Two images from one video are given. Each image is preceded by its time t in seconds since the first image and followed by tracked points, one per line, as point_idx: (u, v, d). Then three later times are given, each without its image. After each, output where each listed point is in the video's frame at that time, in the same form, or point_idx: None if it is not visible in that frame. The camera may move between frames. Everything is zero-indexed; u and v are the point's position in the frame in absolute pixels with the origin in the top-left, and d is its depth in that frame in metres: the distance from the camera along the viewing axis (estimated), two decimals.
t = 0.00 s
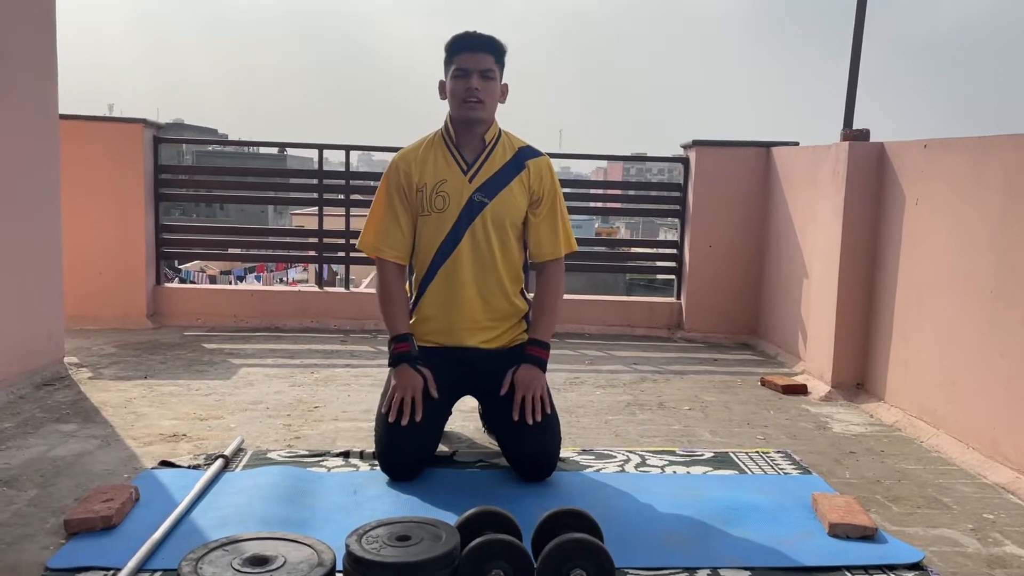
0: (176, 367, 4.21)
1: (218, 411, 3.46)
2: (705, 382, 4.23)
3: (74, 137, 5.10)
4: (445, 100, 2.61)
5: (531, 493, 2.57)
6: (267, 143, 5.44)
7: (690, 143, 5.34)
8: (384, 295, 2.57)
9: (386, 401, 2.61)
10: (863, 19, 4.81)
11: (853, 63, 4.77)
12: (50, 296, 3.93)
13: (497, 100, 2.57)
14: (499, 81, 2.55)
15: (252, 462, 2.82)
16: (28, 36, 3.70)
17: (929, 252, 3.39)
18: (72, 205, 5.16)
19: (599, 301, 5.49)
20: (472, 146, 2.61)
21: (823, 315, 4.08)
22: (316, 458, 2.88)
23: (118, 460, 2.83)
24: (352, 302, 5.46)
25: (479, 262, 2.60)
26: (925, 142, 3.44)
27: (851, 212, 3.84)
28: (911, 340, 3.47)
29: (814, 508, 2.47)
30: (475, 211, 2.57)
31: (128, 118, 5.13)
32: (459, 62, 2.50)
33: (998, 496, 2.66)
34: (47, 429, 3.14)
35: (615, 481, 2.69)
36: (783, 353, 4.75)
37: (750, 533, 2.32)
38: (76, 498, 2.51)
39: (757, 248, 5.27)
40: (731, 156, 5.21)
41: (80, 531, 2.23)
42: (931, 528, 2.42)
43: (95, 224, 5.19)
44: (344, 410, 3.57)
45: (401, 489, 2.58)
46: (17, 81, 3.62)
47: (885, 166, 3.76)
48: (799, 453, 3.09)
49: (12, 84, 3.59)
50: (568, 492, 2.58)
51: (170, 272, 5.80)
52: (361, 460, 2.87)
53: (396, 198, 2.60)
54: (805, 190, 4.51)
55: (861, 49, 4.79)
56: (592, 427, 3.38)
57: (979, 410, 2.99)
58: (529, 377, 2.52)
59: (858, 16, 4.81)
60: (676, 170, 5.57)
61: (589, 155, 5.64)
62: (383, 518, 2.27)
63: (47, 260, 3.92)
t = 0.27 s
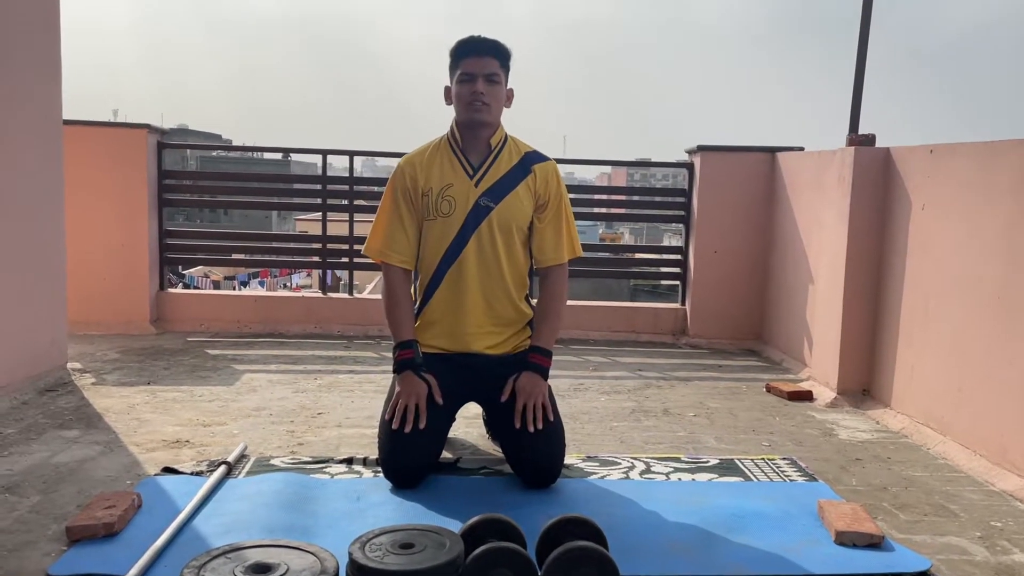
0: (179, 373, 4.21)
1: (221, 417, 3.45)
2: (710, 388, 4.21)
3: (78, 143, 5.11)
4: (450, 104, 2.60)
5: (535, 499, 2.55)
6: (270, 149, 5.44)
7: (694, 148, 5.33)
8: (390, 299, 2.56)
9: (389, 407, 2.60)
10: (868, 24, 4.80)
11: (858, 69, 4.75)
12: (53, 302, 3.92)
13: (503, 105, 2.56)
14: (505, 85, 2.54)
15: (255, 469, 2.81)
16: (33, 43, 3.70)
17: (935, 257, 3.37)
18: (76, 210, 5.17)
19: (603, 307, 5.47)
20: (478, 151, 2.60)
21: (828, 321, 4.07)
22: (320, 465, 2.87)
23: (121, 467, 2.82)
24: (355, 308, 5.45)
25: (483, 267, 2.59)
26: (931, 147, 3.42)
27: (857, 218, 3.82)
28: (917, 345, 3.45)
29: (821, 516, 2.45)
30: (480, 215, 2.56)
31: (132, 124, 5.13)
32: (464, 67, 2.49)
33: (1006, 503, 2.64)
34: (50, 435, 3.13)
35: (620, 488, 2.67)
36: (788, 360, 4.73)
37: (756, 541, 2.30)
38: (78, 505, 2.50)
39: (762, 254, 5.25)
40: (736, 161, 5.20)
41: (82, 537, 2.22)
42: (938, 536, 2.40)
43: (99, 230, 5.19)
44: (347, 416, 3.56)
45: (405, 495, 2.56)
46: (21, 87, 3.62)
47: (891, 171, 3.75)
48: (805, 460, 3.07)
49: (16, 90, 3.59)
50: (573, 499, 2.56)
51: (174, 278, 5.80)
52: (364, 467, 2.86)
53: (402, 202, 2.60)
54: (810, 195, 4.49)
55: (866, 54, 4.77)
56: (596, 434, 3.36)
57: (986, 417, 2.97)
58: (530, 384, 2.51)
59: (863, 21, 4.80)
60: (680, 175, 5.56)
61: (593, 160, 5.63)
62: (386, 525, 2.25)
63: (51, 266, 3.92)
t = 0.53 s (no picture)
0: (186, 382, 4.22)
1: (228, 426, 3.46)
2: (715, 397, 4.21)
3: (86, 152, 5.14)
4: (457, 116, 2.62)
5: (541, 510, 2.55)
6: (277, 158, 5.47)
7: (699, 156, 5.33)
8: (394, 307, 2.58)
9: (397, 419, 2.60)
10: (873, 33, 4.81)
11: (863, 78, 4.76)
12: (61, 312, 3.94)
13: (509, 116, 2.58)
14: (511, 96, 2.56)
15: (262, 478, 2.82)
16: (44, 55, 3.74)
17: (941, 266, 3.37)
18: (84, 218, 5.19)
19: (608, 315, 5.48)
20: (484, 162, 2.61)
21: (834, 330, 4.07)
22: (326, 474, 2.87)
23: (129, 477, 2.83)
24: (361, 316, 5.47)
25: (490, 278, 2.60)
26: (937, 157, 3.42)
27: (863, 227, 3.83)
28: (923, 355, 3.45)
29: (828, 527, 2.45)
30: (486, 227, 2.57)
31: (140, 133, 5.16)
32: (471, 78, 2.51)
33: (1014, 515, 2.63)
34: (58, 444, 3.14)
35: (626, 498, 2.67)
36: (793, 368, 4.73)
37: (763, 552, 2.29)
38: (87, 514, 2.51)
39: (767, 262, 5.25)
40: (740, 169, 5.20)
41: (91, 548, 2.23)
42: (945, 548, 2.40)
43: (106, 238, 5.21)
44: (353, 425, 3.57)
45: (410, 505, 2.56)
46: (32, 99, 3.65)
47: (896, 180, 3.75)
48: (811, 470, 3.06)
49: (27, 102, 3.62)
50: (579, 509, 2.56)
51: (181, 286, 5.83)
52: (371, 476, 2.86)
53: (408, 214, 2.60)
54: (815, 204, 4.49)
55: (871, 64, 4.78)
56: (602, 443, 3.36)
57: (992, 427, 2.97)
58: (536, 393, 2.53)
59: (868, 30, 4.81)
60: (685, 183, 5.57)
61: (597, 169, 5.64)
62: (394, 536, 2.26)
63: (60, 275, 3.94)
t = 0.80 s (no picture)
0: (192, 389, 4.23)
1: (234, 434, 3.47)
2: (721, 405, 4.20)
3: (93, 160, 5.16)
4: (462, 125, 2.62)
5: (548, 518, 2.54)
6: (283, 166, 5.49)
7: (703, 164, 5.34)
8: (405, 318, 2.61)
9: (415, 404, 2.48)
10: (878, 41, 4.81)
11: (868, 86, 4.76)
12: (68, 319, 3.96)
13: (514, 126, 2.59)
14: (516, 107, 2.58)
15: (268, 486, 2.82)
16: (52, 65, 3.76)
17: (948, 274, 3.36)
18: (90, 226, 5.21)
19: (613, 322, 5.48)
20: (490, 171, 2.62)
21: (840, 338, 4.06)
22: (332, 482, 2.87)
23: (135, 484, 2.84)
24: (366, 323, 5.47)
25: (495, 287, 2.60)
26: (943, 165, 3.41)
27: (868, 235, 3.82)
28: (930, 363, 3.45)
29: (835, 536, 2.44)
30: (491, 236, 2.57)
31: (147, 141, 5.19)
32: (477, 88, 2.52)
33: (1022, 524, 2.62)
34: (64, 452, 3.15)
35: (632, 507, 2.66)
36: (799, 376, 4.72)
37: (770, 561, 2.29)
38: (93, 522, 2.51)
39: (773, 270, 5.25)
40: (745, 177, 5.21)
41: (97, 556, 2.23)
42: (953, 557, 2.38)
43: (113, 246, 5.23)
44: (359, 432, 3.57)
45: (416, 514, 2.56)
46: (41, 108, 3.67)
47: (901, 188, 3.75)
48: (817, 478, 3.06)
49: (36, 112, 3.64)
50: (585, 518, 2.56)
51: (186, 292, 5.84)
52: (377, 484, 2.86)
53: (413, 223, 2.61)
54: (821, 211, 4.49)
55: (876, 72, 4.78)
56: (608, 451, 3.36)
57: (999, 436, 2.95)
58: (539, 378, 2.51)
59: (873, 38, 4.81)
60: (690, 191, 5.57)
61: (602, 176, 5.65)
62: (400, 544, 2.26)
63: (66, 283, 3.95)
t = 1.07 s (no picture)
0: (196, 395, 4.23)
1: (238, 440, 3.47)
2: (726, 412, 4.19)
3: (99, 166, 5.18)
4: (468, 133, 2.63)
5: (552, 525, 2.54)
6: (287, 172, 5.50)
7: (708, 170, 5.34)
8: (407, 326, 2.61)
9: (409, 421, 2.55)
10: (883, 48, 4.81)
11: (873, 92, 4.76)
12: (73, 325, 3.97)
13: (521, 133, 2.59)
14: (523, 113, 2.57)
15: (272, 492, 2.82)
16: (59, 72, 3.78)
17: (953, 281, 3.36)
18: (96, 231, 5.23)
19: (617, 329, 5.48)
20: (496, 180, 2.62)
21: (845, 345, 4.05)
22: (336, 488, 2.87)
23: (140, 490, 2.84)
24: (370, 329, 5.48)
25: (500, 296, 2.61)
26: (948, 172, 3.41)
27: (874, 242, 3.82)
28: (935, 370, 3.44)
29: (840, 544, 2.43)
30: (497, 246, 2.57)
31: (153, 148, 5.21)
32: (482, 97, 2.51)
33: None
34: (69, 457, 3.15)
35: (637, 514, 2.66)
36: (804, 383, 4.71)
37: (774, 569, 2.27)
38: (98, 528, 2.51)
39: (777, 276, 5.24)
40: (750, 183, 5.20)
41: (102, 561, 2.23)
42: (959, 566, 2.37)
43: (118, 252, 5.25)
44: (363, 439, 3.57)
45: (420, 521, 2.56)
46: (47, 115, 3.69)
47: (907, 195, 3.74)
48: (823, 486, 3.04)
49: (43, 119, 3.66)
50: (590, 525, 2.55)
51: (191, 298, 5.85)
52: (381, 491, 2.86)
53: (419, 232, 2.61)
54: (826, 218, 4.49)
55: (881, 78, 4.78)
56: (613, 458, 3.35)
57: (1005, 444, 2.94)
58: (553, 393, 2.51)
59: (878, 45, 4.81)
60: (694, 197, 5.57)
61: (606, 183, 5.66)
62: (404, 551, 2.25)
63: (72, 289, 3.97)
